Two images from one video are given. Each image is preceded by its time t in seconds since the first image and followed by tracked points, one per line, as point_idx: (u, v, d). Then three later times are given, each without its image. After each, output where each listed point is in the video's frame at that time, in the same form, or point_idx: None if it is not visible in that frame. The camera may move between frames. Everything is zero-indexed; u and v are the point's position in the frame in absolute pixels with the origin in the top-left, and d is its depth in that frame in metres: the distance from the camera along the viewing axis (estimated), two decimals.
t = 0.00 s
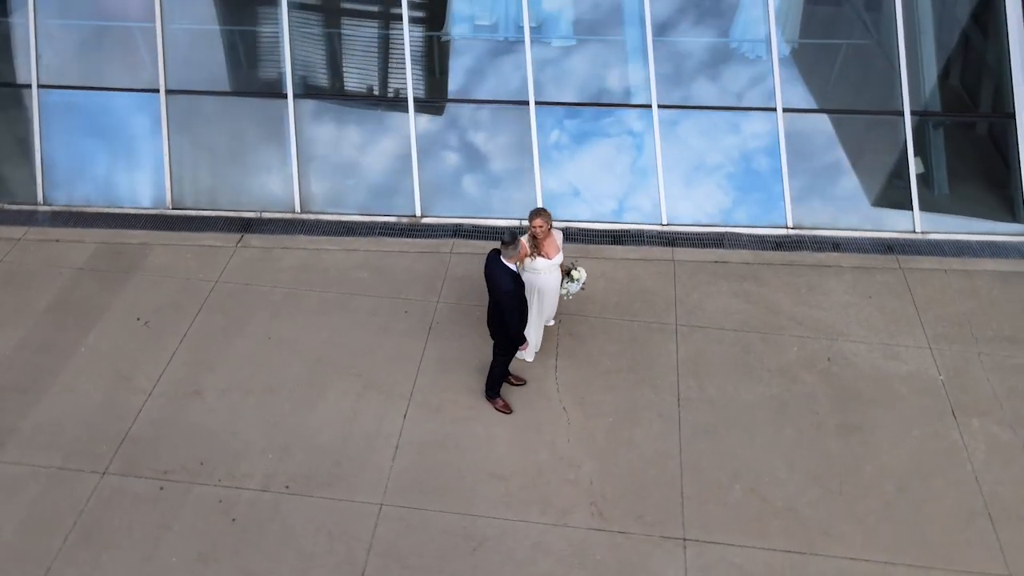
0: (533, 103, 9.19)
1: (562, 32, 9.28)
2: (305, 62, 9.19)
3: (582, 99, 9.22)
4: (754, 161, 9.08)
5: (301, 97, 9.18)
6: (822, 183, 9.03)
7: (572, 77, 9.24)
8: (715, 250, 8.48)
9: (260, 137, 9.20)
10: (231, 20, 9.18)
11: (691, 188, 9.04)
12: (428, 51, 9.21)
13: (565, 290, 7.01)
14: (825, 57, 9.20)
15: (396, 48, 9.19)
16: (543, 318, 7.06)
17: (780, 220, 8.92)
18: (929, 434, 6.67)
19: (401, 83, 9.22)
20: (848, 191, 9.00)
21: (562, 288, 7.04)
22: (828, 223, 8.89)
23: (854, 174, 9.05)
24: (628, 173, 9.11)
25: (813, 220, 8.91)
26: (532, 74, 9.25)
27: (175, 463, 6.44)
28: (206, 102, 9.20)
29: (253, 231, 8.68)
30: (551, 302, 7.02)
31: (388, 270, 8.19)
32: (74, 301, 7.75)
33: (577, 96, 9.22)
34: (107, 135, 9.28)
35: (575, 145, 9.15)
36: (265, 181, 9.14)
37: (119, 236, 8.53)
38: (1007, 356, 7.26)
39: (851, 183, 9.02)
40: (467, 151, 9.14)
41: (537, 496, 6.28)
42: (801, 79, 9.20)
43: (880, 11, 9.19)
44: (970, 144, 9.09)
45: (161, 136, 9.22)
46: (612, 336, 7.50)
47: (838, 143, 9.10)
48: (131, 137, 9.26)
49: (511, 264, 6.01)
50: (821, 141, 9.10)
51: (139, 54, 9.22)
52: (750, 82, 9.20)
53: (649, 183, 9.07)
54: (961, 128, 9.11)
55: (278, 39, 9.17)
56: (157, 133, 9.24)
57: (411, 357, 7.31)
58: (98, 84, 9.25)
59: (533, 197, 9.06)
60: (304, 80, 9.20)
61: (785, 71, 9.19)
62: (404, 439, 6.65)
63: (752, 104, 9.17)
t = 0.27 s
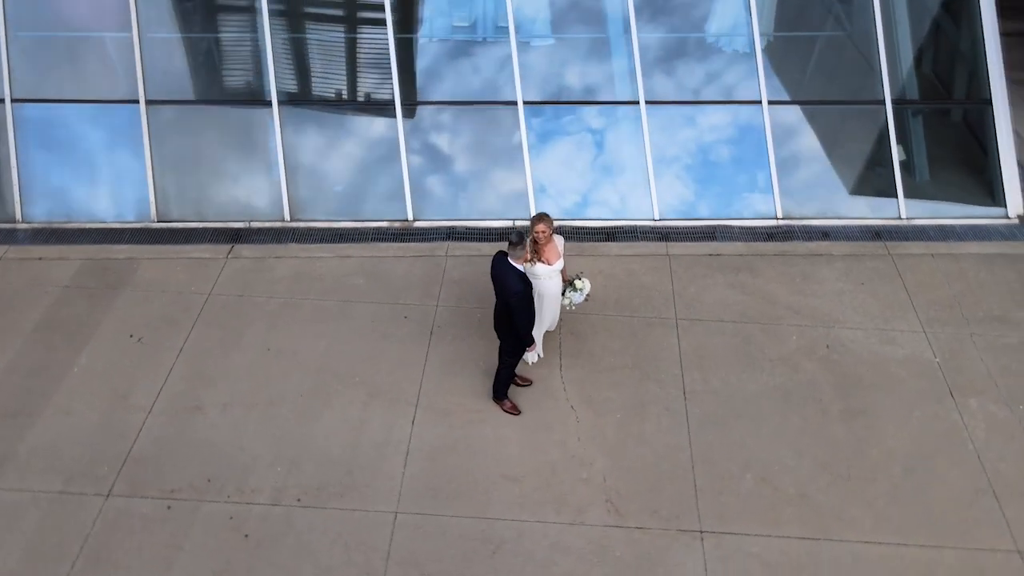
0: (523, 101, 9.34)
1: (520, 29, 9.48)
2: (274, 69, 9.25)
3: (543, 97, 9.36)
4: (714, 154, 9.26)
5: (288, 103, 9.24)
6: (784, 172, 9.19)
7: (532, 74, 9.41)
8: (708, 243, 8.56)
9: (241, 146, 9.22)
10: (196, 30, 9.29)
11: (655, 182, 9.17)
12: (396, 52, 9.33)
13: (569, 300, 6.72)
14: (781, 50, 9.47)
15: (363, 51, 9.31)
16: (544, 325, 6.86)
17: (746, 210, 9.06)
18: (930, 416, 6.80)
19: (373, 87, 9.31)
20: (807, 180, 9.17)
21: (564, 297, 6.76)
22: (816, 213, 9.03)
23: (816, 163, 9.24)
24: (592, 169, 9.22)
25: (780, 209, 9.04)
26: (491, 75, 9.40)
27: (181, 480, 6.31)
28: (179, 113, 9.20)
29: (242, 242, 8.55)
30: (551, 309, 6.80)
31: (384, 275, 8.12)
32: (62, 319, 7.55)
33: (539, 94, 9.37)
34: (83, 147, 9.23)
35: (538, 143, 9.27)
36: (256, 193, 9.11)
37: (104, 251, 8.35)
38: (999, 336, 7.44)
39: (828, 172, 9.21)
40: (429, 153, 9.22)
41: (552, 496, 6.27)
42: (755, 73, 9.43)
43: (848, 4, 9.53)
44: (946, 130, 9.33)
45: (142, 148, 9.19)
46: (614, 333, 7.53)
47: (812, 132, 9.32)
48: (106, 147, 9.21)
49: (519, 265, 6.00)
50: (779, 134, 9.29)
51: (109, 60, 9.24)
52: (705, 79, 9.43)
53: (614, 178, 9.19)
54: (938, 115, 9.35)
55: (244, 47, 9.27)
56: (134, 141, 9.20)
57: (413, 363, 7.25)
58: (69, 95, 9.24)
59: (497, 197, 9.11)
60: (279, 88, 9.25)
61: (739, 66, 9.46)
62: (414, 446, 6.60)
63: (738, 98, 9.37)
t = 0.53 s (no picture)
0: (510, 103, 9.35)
1: (479, 29, 9.51)
2: (237, 77, 9.17)
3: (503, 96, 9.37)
4: (670, 147, 9.35)
5: (271, 111, 9.16)
6: (743, 163, 9.30)
7: (489, 73, 9.42)
8: (699, 237, 8.64)
9: (221, 157, 9.13)
10: (153, 39, 9.17)
11: (617, 178, 9.23)
12: (363, 55, 9.29)
13: (572, 307, 6.60)
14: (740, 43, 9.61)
15: (328, 56, 9.26)
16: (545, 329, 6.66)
17: (706, 202, 9.13)
18: (928, 398, 6.95)
19: (338, 91, 9.26)
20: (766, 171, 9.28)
21: (566, 304, 6.63)
22: (803, 204, 9.16)
23: (775, 153, 9.35)
24: (553, 166, 9.25)
25: (740, 201, 9.14)
26: (450, 75, 9.39)
27: (188, 500, 6.17)
28: (155, 123, 9.09)
29: (231, 254, 8.42)
30: (553, 314, 6.58)
31: (379, 281, 8.05)
32: (50, 340, 7.35)
33: (495, 97, 9.36)
34: (52, 162, 9.06)
35: (498, 143, 9.28)
36: (244, 207, 9.01)
37: (89, 269, 8.16)
38: (987, 317, 7.63)
39: (801, 160, 9.37)
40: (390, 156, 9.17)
41: (566, 496, 6.27)
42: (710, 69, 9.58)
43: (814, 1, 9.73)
44: (923, 118, 9.56)
45: (121, 159, 9.03)
46: (615, 330, 7.56)
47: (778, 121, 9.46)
48: (60, 161, 9.05)
49: (525, 267, 5.98)
50: (735, 127, 9.41)
51: (82, 80, 9.07)
52: (659, 74, 9.53)
53: (575, 173, 9.22)
54: (915, 104, 9.58)
55: (205, 56, 9.20)
56: (97, 156, 9.06)
57: (416, 369, 7.18)
58: (32, 112, 9.05)
59: (459, 199, 9.08)
60: (245, 95, 9.17)
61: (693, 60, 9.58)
62: (423, 453, 6.54)
63: (719, 92, 9.51)
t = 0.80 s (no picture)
0: (500, 104, 9.36)
1: (446, 31, 9.55)
2: (208, 83, 9.10)
3: (471, 96, 9.36)
4: (637, 143, 9.37)
5: (257, 118, 9.10)
6: (713, 159, 9.40)
7: (457, 74, 9.42)
8: (691, 233, 8.70)
9: (208, 168, 9.03)
10: (118, 49, 9.07)
11: (590, 176, 9.25)
12: (336, 59, 9.27)
13: (574, 312, 6.65)
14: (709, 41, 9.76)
15: (299, 60, 9.25)
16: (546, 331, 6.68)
17: (677, 198, 9.18)
18: (925, 385, 7.07)
19: (311, 96, 9.21)
20: (737, 166, 9.37)
21: (568, 308, 6.64)
22: (793, 197, 9.25)
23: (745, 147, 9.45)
24: (525, 166, 9.24)
25: (709, 196, 9.21)
26: (417, 77, 9.36)
27: (194, 515, 6.07)
28: (140, 133, 8.97)
29: (223, 264, 8.32)
30: (556, 313, 6.60)
31: (375, 286, 7.99)
32: (41, 358, 7.18)
33: (466, 97, 9.35)
34: (32, 176, 8.91)
35: (467, 145, 9.26)
36: (232, 216, 8.90)
37: (78, 284, 8.00)
38: (977, 304, 7.79)
39: (783, 153, 9.48)
40: (359, 161, 9.13)
41: (577, 496, 6.28)
42: (676, 66, 9.67)
43: None
44: (903, 110, 9.75)
45: (106, 172, 8.90)
46: (615, 329, 7.59)
47: (751, 115, 9.55)
48: (16, 171, 8.91)
49: (528, 267, 5.96)
50: (704, 124, 9.51)
51: (60, 98, 8.95)
52: (627, 69, 9.57)
53: (547, 172, 9.23)
54: (895, 96, 9.76)
55: (174, 64, 9.13)
56: (62, 167, 8.92)
57: (418, 375, 7.14)
58: None
59: (432, 201, 9.05)
60: (216, 102, 9.09)
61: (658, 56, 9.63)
62: (430, 459, 6.51)
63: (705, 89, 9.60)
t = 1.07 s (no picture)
0: (454, 109, 9.31)
1: (398, 33, 9.48)
2: (169, 94, 8.92)
3: (427, 96, 9.33)
4: (599, 138, 9.42)
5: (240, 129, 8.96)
6: (670, 151, 9.48)
7: (412, 77, 9.38)
8: (681, 228, 8.79)
9: (193, 180, 8.87)
10: (71, 61, 8.78)
11: (551, 173, 9.25)
12: (299, 65, 9.17)
13: (577, 313, 6.56)
14: (678, 36, 9.88)
15: (262, 67, 9.12)
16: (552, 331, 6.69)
17: (636, 191, 9.25)
18: (918, 367, 7.23)
19: (277, 103, 9.09)
20: (695, 157, 9.49)
21: (572, 310, 6.60)
22: (777, 188, 9.38)
23: (703, 139, 9.58)
24: (487, 165, 9.20)
25: (668, 188, 9.30)
26: (372, 79, 9.27)
27: (204, 536, 5.94)
28: (121, 146, 8.79)
29: (211, 278, 8.20)
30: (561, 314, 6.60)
31: (369, 294, 7.93)
32: (30, 383, 6.96)
33: (424, 98, 9.32)
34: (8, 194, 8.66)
35: (427, 146, 9.21)
36: (218, 228, 8.76)
37: (63, 305, 7.82)
38: (962, 286, 7.99)
39: (749, 145, 9.59)
40: (319, 163, 9.04)
41: (590, 495, 6.28)
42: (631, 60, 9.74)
43: None
44: (877, 99, 9.96)
45: (87, 189, 8.70)
46: (614, 326, 7.62)
47: (708, 108, 9.68)
48: None
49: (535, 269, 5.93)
50: (660, 116, 9.59)
51: (32, 113, 8.73)
52: (586, 66, 9.61)
53: (508, 171, 9.21)
54: (869, 86, 9.97)
55: (132, 75, 8.91)
56: (9, 187, 8.68)
57: (421, 381, 7.09)
58: None
59: (393, 202, 8.99)
60: (179, 113, 8.92)
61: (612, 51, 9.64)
62: (441, 465, 6.46)
63: (684, 85, 9.71)
